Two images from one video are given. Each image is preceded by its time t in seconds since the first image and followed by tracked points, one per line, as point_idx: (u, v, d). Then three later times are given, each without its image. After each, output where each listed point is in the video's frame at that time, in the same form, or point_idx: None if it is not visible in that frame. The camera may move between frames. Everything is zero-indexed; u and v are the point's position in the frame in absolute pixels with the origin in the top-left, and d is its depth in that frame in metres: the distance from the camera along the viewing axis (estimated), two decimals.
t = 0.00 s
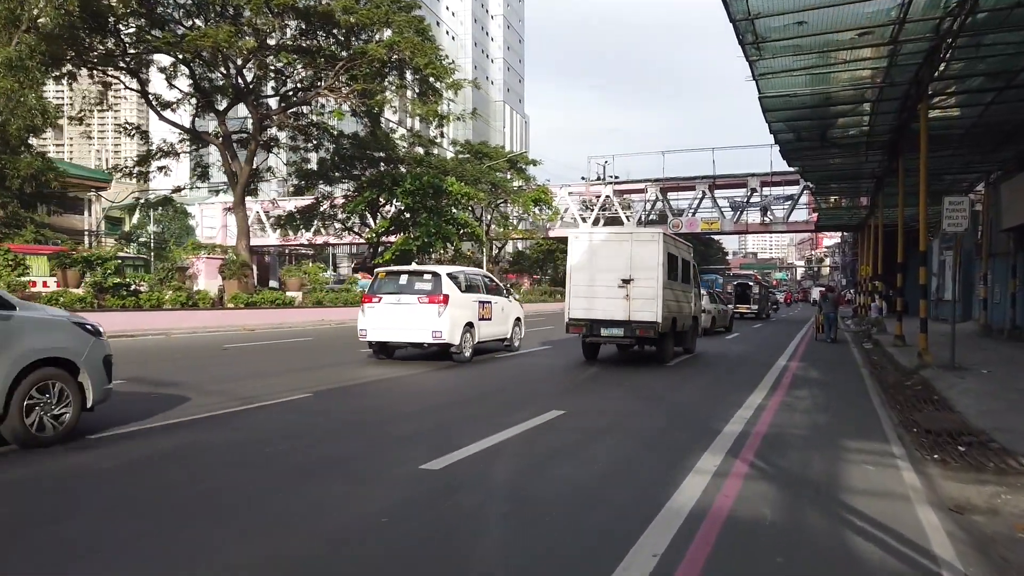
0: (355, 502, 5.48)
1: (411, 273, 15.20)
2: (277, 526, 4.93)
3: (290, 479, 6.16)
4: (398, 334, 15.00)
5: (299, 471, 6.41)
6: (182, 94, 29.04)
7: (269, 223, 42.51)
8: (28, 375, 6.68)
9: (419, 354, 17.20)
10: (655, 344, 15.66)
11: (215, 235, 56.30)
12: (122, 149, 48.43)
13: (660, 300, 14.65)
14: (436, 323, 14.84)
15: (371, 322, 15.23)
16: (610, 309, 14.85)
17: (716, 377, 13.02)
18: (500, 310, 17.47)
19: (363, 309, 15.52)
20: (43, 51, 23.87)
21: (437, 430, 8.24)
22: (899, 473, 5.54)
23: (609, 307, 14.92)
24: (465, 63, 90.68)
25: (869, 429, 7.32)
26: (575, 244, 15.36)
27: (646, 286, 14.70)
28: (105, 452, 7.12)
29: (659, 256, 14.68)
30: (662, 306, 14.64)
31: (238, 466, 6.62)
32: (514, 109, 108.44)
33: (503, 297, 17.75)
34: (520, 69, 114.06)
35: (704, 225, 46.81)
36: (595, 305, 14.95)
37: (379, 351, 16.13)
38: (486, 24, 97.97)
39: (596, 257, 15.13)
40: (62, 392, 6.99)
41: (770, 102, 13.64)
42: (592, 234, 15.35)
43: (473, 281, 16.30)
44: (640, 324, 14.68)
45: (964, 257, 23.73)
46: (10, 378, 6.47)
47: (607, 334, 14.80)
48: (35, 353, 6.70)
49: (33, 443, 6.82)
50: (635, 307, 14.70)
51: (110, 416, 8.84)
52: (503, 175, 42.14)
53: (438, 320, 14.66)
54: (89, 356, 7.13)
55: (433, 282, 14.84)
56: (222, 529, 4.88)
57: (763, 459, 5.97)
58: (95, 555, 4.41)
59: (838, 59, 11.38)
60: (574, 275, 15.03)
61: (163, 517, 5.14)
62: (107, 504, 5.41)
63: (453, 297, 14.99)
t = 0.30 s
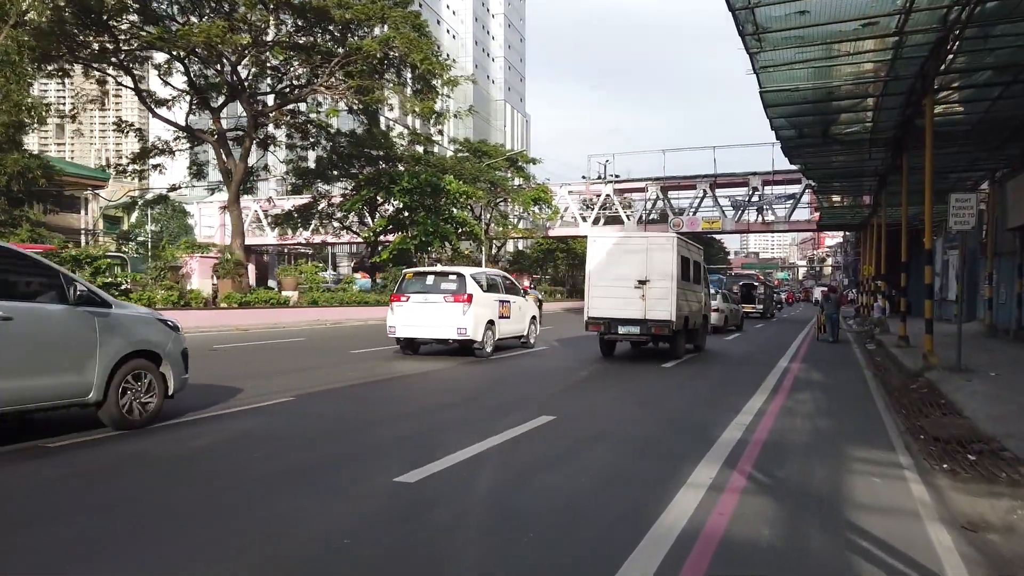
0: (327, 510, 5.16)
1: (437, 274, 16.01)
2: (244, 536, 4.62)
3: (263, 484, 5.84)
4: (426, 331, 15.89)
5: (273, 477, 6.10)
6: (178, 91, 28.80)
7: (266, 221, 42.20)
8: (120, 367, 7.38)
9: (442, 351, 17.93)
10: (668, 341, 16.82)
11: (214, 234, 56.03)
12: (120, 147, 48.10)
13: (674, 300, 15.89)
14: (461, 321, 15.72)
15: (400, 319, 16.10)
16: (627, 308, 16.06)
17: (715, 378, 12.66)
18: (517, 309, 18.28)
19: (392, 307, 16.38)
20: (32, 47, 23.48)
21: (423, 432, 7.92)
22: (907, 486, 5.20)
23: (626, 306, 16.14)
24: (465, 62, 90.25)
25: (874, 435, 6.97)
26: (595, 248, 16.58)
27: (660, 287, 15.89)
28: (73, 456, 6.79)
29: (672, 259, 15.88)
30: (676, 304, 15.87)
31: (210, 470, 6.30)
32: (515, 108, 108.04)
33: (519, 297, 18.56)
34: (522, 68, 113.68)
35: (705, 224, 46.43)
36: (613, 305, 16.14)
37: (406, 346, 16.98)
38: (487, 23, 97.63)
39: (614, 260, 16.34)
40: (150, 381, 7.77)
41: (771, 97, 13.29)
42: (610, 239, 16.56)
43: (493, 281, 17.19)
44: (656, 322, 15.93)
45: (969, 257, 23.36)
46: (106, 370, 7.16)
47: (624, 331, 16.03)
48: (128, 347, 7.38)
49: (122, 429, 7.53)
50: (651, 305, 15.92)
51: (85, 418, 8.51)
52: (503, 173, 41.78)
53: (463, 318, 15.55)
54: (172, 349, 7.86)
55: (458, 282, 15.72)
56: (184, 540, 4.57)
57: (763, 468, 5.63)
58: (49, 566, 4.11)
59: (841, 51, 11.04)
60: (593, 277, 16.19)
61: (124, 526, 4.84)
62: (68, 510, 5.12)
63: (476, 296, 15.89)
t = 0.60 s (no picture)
0: (295, 516, 4.87)
1: (460, 274, 16.84)
2: (204, 545, 4.34)
3: (232, 488, 5.56)
4: (451, 327, 16.78)
5: (244, 480, 5.81)
6: (174, 88, 28.57)
7: (263, 220, 41.89)
8: (196, 357, 8.47)
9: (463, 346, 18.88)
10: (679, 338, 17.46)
11: (212, 234, 55.73)
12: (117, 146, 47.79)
13: (685, 298, 16.62)
14: (483, 318, 16.60)
15: (426, 316, 16.97)
16: (640, 306, 16.76)
17: (713, 379, 12.35)
18: (533, 307, 19.18)
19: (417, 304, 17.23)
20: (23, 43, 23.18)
21: (406, 433, 7.63)
22: (910, 496, 4.89)
23: (639, 304, 16.83)
24: (466, 61, 89.93)
25: (876, 440, 6.65)
26: (609, 250, 17.32)
27: (672, 286, 16.61)
28: (35, 455, 6.49)
29: (683, 259, 16.62)
30: (687, 303, 16.56)
31: (179, 472, 6.02)
32: (516, 107, 107.71)
33: (535, 296, 19.42)
34: (523, 67, 113.34)
35: (706, 223, 46.09)
36: (627, 303, 16.84)
37: (431, 341, 17.82)
38: (488, 22, 97.35)
39: (627, 261, 17.07)
40: (219, 370, 8.86)
41: (770, 91, 12.98)
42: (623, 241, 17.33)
43: (512, 281, 18.10)
44: (667, 319, 16.62)
45: (972, 255, 23.01)
46: (185, 359, 8.21)
47: (637, 328, 16.73)
48: (200, 339, 8.44)
49: (194, 411, 8.58)
50: (663, 303, 16.62)
51: (58, 417, 8.22)
52: (501, 172, 41.46)
53: (485, 315, 16.43)
54: (236, 340, 8.93)
55: (481, 281, 16.57)
56: (140, 548, 4.30)
57: (757, 475, 5.33)
58: None
59: (843, 42, 10.76)
60: (608, 277, 16.90)
61: (79, 530, 4.57)
62: (25, 511, 4.86)
63: (498, 294, 16.78)
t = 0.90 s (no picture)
0: (255, 533, 4.56)
1: (481, 276, 17.64)
2: (152, 565, 4.03)
3: (195, 501, 5.27)
4: (473, 326, 17.64)
5: (207, 492, 5.50)
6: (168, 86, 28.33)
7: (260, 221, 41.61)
8: (257, 352, 9.31)
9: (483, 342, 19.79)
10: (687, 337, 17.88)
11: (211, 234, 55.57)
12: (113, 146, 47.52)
13: (694, 298, 16.96)
14: (504, 317, 17.45)
15: (449, 315, 17.83)
16: (650, 306, 17.16)
17: (708, 382, 12.01)
18: (547, 306, 20.04)
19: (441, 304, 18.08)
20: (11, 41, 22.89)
21: (384, 440, 7.31)
22: (911, 514, 4.57)
23: (650, 304, 17.22)
24: (466, 60, 89.63)
25: (876, 450, 6.32)
26: (620, 253, 17.79)
27: (682, 287, 16.96)
28: None
29: (692, 261, 16.91)
30: (696, 303, 16.94)
31: (141, 483, 5.71)
32: (516, 107, 107.40)
33: (550, 295, 20.29)
34: (523, 67, 113.09)
35: (706, 223, 45.75)
36: (637, 304, 17.27)
37: (452, 339, 18.68)
38: (488, 22, 97.15)
39: (637, 263, 17.49)
40: (275, 365, 9.68)
41: (767, 87, 12.65)
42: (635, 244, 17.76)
43: (529, 282, 18.85)
44: (677, 319, 17.02)
45: (975, 255, 22.67)
46: (247, 353, 9.08)
47: (648, 327, 17.16)
48: (258, 336, 9.30)
49: (253, 401, 9.40)
50: (672, 303, 16.99)
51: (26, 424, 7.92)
52: (499, 171, 41.13)
53: (506, 315, 17.29)
54: (289, 338, 9.79)
55: (502, 283, 17.40)
56: (85, 569, 4.01)
57: (749, 489, 5.00)
58: None
59: (843, 35, 10.44)
60: (618, 279, 17.37)
61: (23, 546, 4.27)
62: None
63: (517, 295, 17.61)
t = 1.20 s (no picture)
0: (211, 549, 4.24)
1: (502, 277, 18.87)
2: None
3: (153, 513, 4.93)
4: (495, 323, 18.90)
5: (169, 502, 5.20)
6: (162, 84, 28.04)
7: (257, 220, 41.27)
8: (308, 344, 10.47)
9: (502, 339, 20.94)
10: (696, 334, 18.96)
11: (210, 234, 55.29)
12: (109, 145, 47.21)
13: (704, 296, 18.06)
14: (523, 315, 18.71)
15: (472, 313, 19.10)
16: (662, 304, 18.15)
17: (706, 382, 11.67)
18: (563, 304, 21.29)
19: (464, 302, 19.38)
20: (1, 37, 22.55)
21: (363, 444, 7.00)
22: (918, 528, 4.22)
23: (661, 302, 18.20)
24: (466, 59, 89.30)
25: (879, 456, 5.98)
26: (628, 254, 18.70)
27: (692, 286, 17.99)
28: None
29: (702, 261, 17.95)
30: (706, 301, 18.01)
31: (102, 491, 5.42)
32: (517, 106, 107.11)
33: (564, 293, 21.53)
34: (524, 66, 112.72)
35: (707, 222, 45.40)
36: (649, 301, 18.22)
37: (474, 336, 19.94)
38: (489, 21, 96.82)
39: (647, 263, 18.49)
40: (324, 356, 10.82)
41: (766, 80, 12.32)
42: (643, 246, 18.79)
43: (546, 282, 20.02)
44: (688, 316, 18.06)
45: (979, 254, 22.29)
46: (299, 346, 10.16)
47: (660, 325, 18.16)
48: (306, 331, 10.38)
49: (303, 389, 10.47)
50: (683, 301, 18.03)
51: None
52: (498, 170, 40.79)
53: (525, 313, 18.55)
54: (336, 331, 10.95)
55: (521, 283, 18.66)
56: None
57: (743, 499, 4.67)
58: None
59: (843, 24, 10.12)
60: (631, 278, 18.33)
61: None
62: None
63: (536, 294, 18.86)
